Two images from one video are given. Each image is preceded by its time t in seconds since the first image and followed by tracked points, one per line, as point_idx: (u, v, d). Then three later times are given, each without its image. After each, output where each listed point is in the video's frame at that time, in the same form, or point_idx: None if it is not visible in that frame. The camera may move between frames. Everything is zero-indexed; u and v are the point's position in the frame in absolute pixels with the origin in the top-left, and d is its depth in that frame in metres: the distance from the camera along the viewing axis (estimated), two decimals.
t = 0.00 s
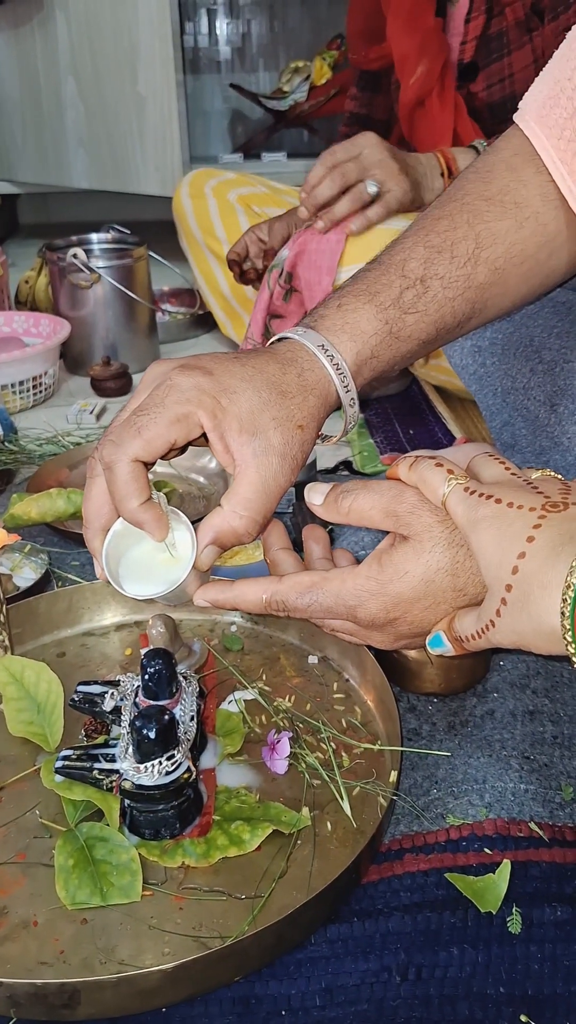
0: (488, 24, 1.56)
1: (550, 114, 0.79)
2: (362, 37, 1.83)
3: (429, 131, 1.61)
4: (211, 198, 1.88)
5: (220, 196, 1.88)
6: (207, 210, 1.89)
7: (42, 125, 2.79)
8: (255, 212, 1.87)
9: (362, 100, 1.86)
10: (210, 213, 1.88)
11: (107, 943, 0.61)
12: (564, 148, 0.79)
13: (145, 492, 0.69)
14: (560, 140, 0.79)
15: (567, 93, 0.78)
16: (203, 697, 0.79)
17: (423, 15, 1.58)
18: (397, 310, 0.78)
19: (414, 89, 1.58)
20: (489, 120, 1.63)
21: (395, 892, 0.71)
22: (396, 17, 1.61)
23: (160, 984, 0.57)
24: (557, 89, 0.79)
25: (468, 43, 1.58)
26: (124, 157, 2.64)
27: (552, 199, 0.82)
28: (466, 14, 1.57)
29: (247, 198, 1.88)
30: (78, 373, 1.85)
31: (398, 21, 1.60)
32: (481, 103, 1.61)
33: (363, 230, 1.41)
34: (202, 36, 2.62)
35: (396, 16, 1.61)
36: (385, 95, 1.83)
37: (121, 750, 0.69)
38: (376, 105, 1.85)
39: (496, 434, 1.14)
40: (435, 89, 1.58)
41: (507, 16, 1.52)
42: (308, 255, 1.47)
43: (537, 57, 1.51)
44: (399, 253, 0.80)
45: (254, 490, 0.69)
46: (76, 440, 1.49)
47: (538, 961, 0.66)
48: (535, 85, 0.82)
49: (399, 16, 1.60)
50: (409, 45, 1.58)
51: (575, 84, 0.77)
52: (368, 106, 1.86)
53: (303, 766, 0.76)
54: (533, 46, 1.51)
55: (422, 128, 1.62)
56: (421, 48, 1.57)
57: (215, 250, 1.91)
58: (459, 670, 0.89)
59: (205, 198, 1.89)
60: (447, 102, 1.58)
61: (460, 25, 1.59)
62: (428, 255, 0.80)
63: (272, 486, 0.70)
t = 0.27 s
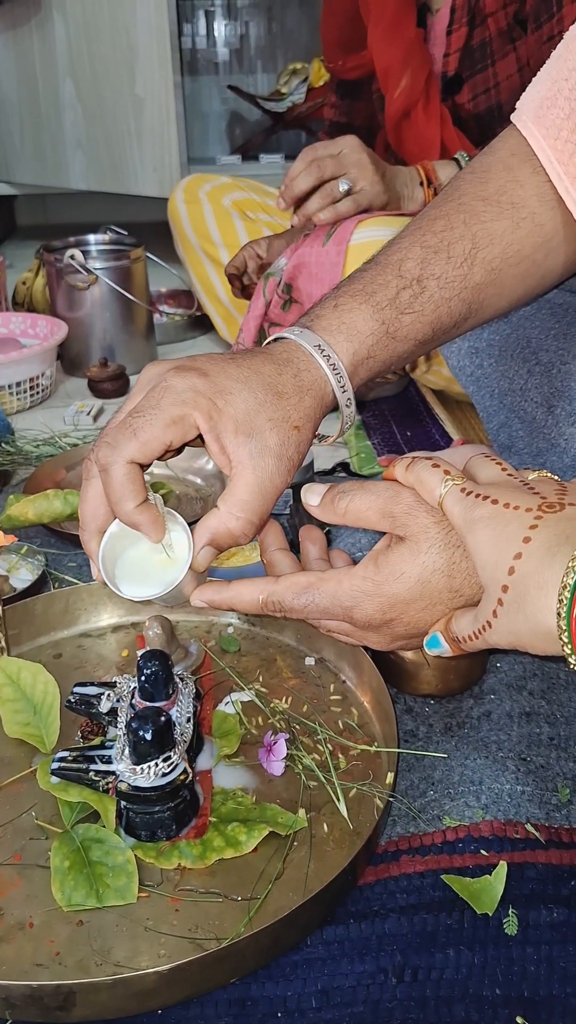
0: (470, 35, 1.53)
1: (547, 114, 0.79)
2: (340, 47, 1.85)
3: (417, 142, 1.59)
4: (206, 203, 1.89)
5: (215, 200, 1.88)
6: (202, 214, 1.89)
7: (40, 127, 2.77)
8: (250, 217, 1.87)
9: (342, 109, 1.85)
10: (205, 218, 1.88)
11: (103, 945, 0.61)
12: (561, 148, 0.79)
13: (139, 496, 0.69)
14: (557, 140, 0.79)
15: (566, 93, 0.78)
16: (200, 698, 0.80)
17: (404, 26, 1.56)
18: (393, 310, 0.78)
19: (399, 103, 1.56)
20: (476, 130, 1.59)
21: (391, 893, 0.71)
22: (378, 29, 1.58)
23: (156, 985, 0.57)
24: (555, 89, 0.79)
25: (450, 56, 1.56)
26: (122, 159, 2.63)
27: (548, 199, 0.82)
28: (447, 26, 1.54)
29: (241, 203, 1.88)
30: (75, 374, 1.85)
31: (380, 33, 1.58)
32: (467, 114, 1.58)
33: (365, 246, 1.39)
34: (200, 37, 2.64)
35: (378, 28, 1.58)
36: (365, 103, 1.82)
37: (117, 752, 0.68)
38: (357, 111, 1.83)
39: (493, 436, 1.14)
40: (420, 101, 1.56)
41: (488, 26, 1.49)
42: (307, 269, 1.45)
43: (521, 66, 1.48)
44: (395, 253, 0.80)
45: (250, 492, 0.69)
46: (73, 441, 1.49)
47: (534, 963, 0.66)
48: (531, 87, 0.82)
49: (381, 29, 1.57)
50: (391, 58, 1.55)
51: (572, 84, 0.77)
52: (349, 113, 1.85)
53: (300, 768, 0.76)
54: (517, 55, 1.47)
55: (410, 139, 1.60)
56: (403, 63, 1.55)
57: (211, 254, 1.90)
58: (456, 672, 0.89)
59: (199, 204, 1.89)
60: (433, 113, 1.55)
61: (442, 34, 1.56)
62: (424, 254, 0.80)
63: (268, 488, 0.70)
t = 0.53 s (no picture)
0: (457, 55, 1.49)
1: (544, 115, 0.79)
2: (322, 59, 1.81)
3: (419, 163, 1.54)
4: (202, 207, 1.89)
5: (211, 204, 1.88)
6: (198, 217, 1.88)
7: (38, 130, 2.78)
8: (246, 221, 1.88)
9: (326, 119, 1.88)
10: (202, 221, 1.88)
11: (100, 946, 0.61)
12: (559, 149, 0.79)
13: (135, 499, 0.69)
14: (555, 141, 0.79)
15: (564, 94, 0.78)
16: (197, 700, 0.80)
17: (399, 45, 1.54)
18: (390, 311, 0.78)
19: (399, 123, 1.52)
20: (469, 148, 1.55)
21: (388, 895, 0.71)
22: (374, 48, 1.56)
23: (153, 987, 0.57)
24: (552, 90, 0.79)
25: (440, 78, 1.51)
26: (120, 160, 2.63)
27: (546, 201, 0.82)
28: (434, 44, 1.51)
29: (238, 206, 1.88)
30: (72, 376, 1.85)
31: (376, 49, 1.56)
32: (459, 134, 1.54)
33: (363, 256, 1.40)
34: (198, 39, 2.64)
35: (374, 47, 1.56)
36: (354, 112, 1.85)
37: (114, 754, 0.68)
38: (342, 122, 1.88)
39: (490, 438, 1.14)
40: (421, 119, 1.51)
41: (476, 45, 1.45)
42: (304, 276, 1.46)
43: (511, 86, 1.45)
44: (392, 254, 0.81)
45: (247, 494, 0.69)
46: (70, 443, 1.49)
47: (531, 965, 0.66)
48: (528, 89, 0.82)
49: (377, 48, 1.56)
50: (391, 74, 1.53)
51: (570, 85, 0.78)
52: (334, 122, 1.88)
53: (297, 770, 0.76)
54: (506, 74, 1.44)
55: (412, 161, 1.55)
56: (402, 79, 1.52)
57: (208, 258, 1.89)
58: (453, 674, 0.89)
59: (196, 207, 1.89)
60: (433, 132, 1.51)
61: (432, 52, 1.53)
62: (421, 255, 0.80)
63: (264, 491, 0.70)
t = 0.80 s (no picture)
0: (430, 64, 1.50)
1: (539, 118, 0.79)
2: (302, 68, 1.82)
3: (399, 173, 1.55)
4: (200, 209, 1.89)
5: (209, 207, 1.89)
6: (195, 220, 1.89)
7: (35, 131, 2.78)
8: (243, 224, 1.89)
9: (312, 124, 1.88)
10: (199, 223, 1.88)
11: (96, 948, 0.61)
12: (554, 151, 0.79)
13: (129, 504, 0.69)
14: (550, 143, 0.79)
15: (558, 97, 0.78)
16: (193, 703, 0.80)
17: (374, 57, 1.54)
18: (386, 313, 0.78)
19: (375, 136, 1.53)
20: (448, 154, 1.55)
21: (384, 897, 0.71)
22: (348, 62, 1.56)
23: (148, 989, 0.57)
24: (548, 92, 0.79)
25: (412, 86, 1.52)
26: (117, 162, 2.64)
27: (541, 203, 0.83)
28: (408, 54, 1.51)
29: (235, 209, 1.89)
30: (69, 378, 1.85)
31: (350, 63, 1.56)
32: (435, 140, 1.55)
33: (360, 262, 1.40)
34: (196, 41, 2.61)
35: (347, 62, 1.56)
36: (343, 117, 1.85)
37: (110, 756, 0.68)
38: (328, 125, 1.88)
39: (487, 440, 1.15)
40: (396, 132, 1.52)
41: (447, 53, 1.45)
42: (301, 283, 1.47)
43: (484, 93, 1.43)
44: (388, 256, 0.81)
45: (243, 496, 0.69)
46: (67, 444, 1.49)
47: (527, 967, 0.66)
48: (523, 92, 0.82)
49: (351, 63, 1.56)
50: (366, 89, 1.53)
51: (566, 88, 0.78)
52: (321, 125, 1.88)
53: (293, 772, 0.76)
54: (478, 82, 1.43)
55: (392, 171, 1.57)
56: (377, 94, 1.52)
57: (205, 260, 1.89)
58: (449, 676, 0.89)
59: (193, 209, 1.89)
60: (410, 143, 1.51)
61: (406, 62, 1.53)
62: (417, 257, 0.80)
63: (260, 493, 0.70)
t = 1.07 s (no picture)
0: (410, 73, 1.49)
1: (536, 119, 0.79)
2: (285, 77, 1.86)
3: (386, 183, 1.55)
4: (198, 211, 1.89)
5: (207, 209, 1.89)
6: (194, 223, 1.89)
7: (33, 132, 2.77)
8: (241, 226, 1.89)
9: (303, 130, 1.89)
10: (197, 227, 1.89)
11: (93, 950, 0.61)
12: (552, 153, 0.79)
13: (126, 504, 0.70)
14: (548, 145, 0.79)
15: (556, 99, 0.79)
16: (191, 705, 0.79)
17: (354, 68, 1.57)
18: (383, 314, 0.78)
19: (361, 145, 1.54)
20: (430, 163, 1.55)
21: (382, 899, 0.71)
22: (328, 76, 1.59)
23: (146, 991, 0.57)
24: (545, 94, 0.79)
25: (393, 95, 1.52)
26: (115, 163, 2.64)
27: (538, 204, 0.83)
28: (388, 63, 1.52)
29: (233, 211, 1.89)
30: (67, 379, 1.85)
31: (331, 76, 1.58)
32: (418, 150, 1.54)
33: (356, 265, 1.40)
34: (194, 42, 2.62)
35: (328, 74, 1.59)
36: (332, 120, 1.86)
37: (108, 757, 0.68)
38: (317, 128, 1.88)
39: (485, 442, 1.15)
40: (381, 141, 1.53)
41: (426, 62, 1.46)
42: (297, 286, 1.46)
43: (464, 100, 1.44)
44: (385, 257, 0.81)
45: (240, 498, 0.69)
46: (65, 445, 1.49)
47: (525, 969, 0.66)
48: (520, 94, 0.82)
49: (332, 75, 1.58)
50: (347, 99, 1.55)
51: (563, 90, 0.78)
52: (311, 130, 1.89)
53: (291, 774, 0.76)
54: (458, 89, 1.43)
55: (379, 181, 1.56)
56: (358, 104, 1.55)
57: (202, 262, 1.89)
58: (447, 678, 0.90)
59: (191, 211, 1.89)
60: (394, 151, 1.51)
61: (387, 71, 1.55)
62: (414, 258, 0.80)
63: (257, 494, 0.70)
